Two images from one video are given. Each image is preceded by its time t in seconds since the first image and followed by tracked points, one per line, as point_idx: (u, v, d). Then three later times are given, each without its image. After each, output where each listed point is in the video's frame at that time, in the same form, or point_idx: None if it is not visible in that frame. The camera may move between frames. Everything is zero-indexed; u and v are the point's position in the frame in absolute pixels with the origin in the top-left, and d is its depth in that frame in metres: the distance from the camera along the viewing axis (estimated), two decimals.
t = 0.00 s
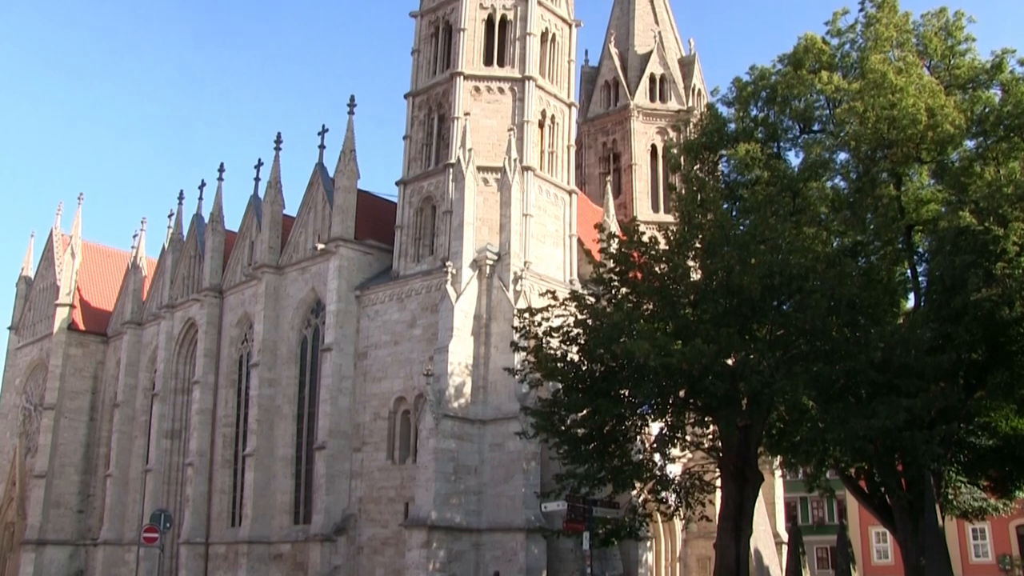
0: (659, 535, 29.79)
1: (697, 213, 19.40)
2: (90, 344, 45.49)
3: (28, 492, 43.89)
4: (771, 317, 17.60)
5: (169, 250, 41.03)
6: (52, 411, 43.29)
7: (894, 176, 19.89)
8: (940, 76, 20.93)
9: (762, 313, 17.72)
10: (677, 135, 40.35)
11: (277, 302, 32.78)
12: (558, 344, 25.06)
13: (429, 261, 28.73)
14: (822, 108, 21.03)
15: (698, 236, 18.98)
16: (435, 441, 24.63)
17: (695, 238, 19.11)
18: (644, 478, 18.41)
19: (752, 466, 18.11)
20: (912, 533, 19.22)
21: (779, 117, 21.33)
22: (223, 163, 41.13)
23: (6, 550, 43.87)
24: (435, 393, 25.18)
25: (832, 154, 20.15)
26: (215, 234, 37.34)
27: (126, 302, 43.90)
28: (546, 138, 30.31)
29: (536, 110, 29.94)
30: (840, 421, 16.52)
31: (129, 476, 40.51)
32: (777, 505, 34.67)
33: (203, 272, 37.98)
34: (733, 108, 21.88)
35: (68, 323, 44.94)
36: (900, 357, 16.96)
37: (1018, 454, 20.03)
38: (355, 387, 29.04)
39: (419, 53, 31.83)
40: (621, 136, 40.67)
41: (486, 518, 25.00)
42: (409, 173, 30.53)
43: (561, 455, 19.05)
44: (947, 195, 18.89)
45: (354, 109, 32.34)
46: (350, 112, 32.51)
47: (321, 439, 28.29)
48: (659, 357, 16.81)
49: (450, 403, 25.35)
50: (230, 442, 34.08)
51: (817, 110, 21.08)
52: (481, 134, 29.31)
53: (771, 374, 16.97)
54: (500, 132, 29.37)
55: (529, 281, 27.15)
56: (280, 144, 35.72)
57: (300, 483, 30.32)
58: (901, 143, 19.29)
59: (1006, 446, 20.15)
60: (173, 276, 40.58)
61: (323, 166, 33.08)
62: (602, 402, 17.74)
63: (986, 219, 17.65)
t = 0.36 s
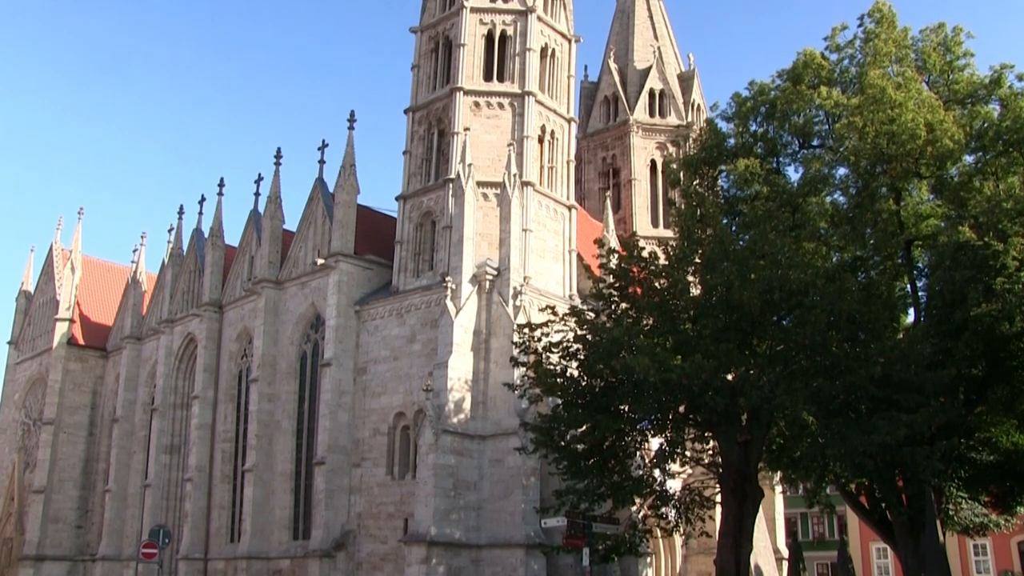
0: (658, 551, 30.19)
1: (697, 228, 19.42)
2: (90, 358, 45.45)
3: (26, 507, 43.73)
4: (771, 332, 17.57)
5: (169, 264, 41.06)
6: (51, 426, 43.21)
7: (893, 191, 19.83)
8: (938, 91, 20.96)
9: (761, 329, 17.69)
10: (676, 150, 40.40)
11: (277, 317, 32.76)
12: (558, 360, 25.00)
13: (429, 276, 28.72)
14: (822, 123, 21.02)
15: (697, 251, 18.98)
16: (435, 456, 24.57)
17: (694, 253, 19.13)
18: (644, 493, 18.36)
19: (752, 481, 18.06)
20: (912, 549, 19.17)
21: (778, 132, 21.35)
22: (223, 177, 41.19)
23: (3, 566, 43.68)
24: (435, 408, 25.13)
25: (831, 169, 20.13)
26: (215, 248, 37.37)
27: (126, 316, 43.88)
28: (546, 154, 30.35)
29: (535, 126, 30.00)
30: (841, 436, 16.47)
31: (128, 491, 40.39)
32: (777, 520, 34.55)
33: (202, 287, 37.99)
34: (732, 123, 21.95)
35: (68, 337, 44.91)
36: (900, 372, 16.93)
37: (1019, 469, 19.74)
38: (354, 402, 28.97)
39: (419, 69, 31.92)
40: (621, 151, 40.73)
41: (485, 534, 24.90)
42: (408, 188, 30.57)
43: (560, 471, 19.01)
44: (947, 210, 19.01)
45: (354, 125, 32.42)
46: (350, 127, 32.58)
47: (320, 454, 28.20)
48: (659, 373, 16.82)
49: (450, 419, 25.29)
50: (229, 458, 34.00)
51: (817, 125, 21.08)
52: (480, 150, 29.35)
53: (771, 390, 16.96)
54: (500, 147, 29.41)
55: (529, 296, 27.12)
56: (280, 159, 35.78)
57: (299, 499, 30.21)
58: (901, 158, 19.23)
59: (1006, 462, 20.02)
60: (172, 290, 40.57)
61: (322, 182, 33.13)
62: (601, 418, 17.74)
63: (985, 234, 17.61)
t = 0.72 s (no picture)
0: (657, 567, 29.84)
1: (697, 244, 19.41)
2: (89, 373, 45.39)
3: (24, 523, 43.55)
4: (771, 348, 17.55)
5: (169, 280, 41.08)
6: (49, 441, 43.12)
7: (893, 207, 19.80)
8: (937, 107, 21.01)
9: (762, 345, 17.67)
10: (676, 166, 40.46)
11: (277, 332, 32.74)
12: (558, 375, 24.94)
13: (429, 292, 28.71)
14: (821, 138, 21.03)
15: (697, 267, 18.97)
16: (434, 472, 24.51)
17: (694, 269, 19.13)
18: (644, 509, 18.30)
19: (752, 497, 18.04)
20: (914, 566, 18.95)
21: (778, 148, 21.40)
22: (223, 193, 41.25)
23: None
24: (434, 424, 25.08)
25: (831, 184, 20.14)
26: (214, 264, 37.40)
27: (125, 331, 43.85)
28: (545, 170, 30.41)
29: (535, 142, 30.07)
30: (842, 452, 16.45)
31: (126, 507, 40.24)
32: (778, 536, 34.42)
33: (202, 302, 37.99)
34: (732, 139, 22.01)
35: (67, 352, 44.88)
36: (900, 388, 16.94)
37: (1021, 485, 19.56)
38: (353, 418, 28.91)
39: (419, 85, 32.00)
40: (620, 167, 40.80)
41: (485, 550, 24.77)
42: (408, 204, 30.60)
43: (560, 487, 18.95)
44: (947, 226, 19.03)
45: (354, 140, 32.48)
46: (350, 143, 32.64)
47: (319, 470, 28.12)
48: (659, 389, 16.83)
49: (449, 435, 25.22)
50: (228, 473, 33.90)
51: (816, 140, 21.09)
52: (480, 166, 29.40)
53: (772, 406, 16.93)
54: (499, 163, 29.46)
55: (529, 312, 27.13)
56: (280, 175, 35.83)
57: (298, 515, 30.10)
58: (901, 173, 19.22)
59: (1008, 478, 19.80)
60: (172, 306, 40.55)
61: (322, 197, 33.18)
62: (601, 434, 17.71)
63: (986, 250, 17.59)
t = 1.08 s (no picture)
0: None
1: (697, 260, 19.46)
2: (88, 389, 45.35)
3: (21, 539, 43.38)
4: (770, 364, 17.56)
5: (168, 295, 41.12)
6: (48, 457, 43.03)
7: (892, 223, 19.79)
8: (935, 123, 21.07)
9: (762, 361, 17.68)
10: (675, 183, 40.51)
11: (276, 348, 32.72)
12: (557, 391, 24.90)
13: (429, 308, 28.72)
14: (820, 155, 21.08)
15: (696, 282, 18.93)
16: (433, 488, 24.47)
17: (695, 284, 19.05)
18: (644, 526, 18.29)
19: (752, 512, 18.02)
20: None
21: (776, 164, 21.47)
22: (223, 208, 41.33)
23: None
24: (434, 440, 25.05)
25: (829, 201, 20.19)
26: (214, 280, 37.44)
27: (125, 347, 43.85)
28: (545, 186, 30.48)
29: (535, 158, 30.16)
30: (842, 468, 16.42)
31: (125, 523, 40.11)
32: (778, 553, 34.27)
33: (201, 318, 38.01)
34: (731, 155, 22.05)
35: (66, 368, 44.84)
36: (900, 404, 16.93)
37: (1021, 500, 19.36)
38: (353, 433, 28.86)
39: (419, 101, 32.10)
40: (620, 183, 40.89)
41: (484, 567, 24.68)
42: (408, 220, 30.66)
43: (560, 503, 18.91)
44: (946, 242, 18.91)
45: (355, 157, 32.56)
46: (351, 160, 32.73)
47: (318, 486, 28.02)
48: (659, 406, 16.85)
49: (449, 450, 25.16)
50: (227, 489, 33.82)
51: (815, 157, 21.15)
52: (480, 182, 29.47)
53: (772, 422, 16.92)
54: (499, 179, 29.53)
55: (528, 328, 27.15)
56: (280, 191, 35.91)
57: (297, 531, 30.01)
58: (899, 190, 19.28)
59: (1009, 494, 19.65)
60: (172, 321, 40.54)
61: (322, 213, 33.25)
62: (602, 450, 17.71)
63: (985, 265, 17.47)
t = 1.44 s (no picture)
0: None
1: (696, 276, 19.49)
2: (86, 405, 45.27)
3: (18, 556, 43.18)
4: (769, 382, 17.55)
5: (167, 311, 41.14)
6: (46, 473, 42.89)
7: (890, 240, 19.81)
8: (933, 140, 21.10)
9: (761, 378, 17.67)
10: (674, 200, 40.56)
11: (275, 365, 32.68)
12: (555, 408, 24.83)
13: (428, 324, 28.73)
14: (818, 172, 21.14)
15: (696, 299, 19.06)
16: (433, 505, 24.43)
17: (693, 301, 19.23)
18: (644, 543, 18.24)
19: (752, 529, 17.98)
20: None
21: (774, 181, 21.52)
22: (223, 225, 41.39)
23: None
24: (433, 457, 25.00)
25: (828, 218, 20.21)
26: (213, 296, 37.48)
27: (123, 363, 43.80)
28: (543, 203, 30.53)
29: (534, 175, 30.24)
30: (842, 485, 16.38)
31: (122, 540, 39.93)
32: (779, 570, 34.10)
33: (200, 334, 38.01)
34: (730, 172, 22.10)
35: (65, 384, 44.78)
36: (899, 420, 16.81)
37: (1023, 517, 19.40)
38: (352, 450, 28.79)
39: (418, 118, 32.19)
40: (618, 200, 40.96)
41: None
42: (407, 237, 30.70)
43: (559, 520, 18.85)
44: (945, 258, 18.84)
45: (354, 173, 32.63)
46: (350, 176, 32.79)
47: (317, 503, 27.89)
48: (658, 423, 16.84)
49: (448, 468, 25.09)
50: (226, 506, 33.73)
51: (813, 173, 21.22)
52: (479, 199, 29.50)
53: (771, 439, 16.89)
54: (498, 196, 29.57)
55: (527, 344, 27.14)
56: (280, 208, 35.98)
57: (296, 548, 29.90)
58: (897, 206, 19.35)
59: (1011, 510, 19.57)
60: (170, 337, 40.53)
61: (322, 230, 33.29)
62: (601, 467, 17.70)
63: (983, 280, 17.49)
